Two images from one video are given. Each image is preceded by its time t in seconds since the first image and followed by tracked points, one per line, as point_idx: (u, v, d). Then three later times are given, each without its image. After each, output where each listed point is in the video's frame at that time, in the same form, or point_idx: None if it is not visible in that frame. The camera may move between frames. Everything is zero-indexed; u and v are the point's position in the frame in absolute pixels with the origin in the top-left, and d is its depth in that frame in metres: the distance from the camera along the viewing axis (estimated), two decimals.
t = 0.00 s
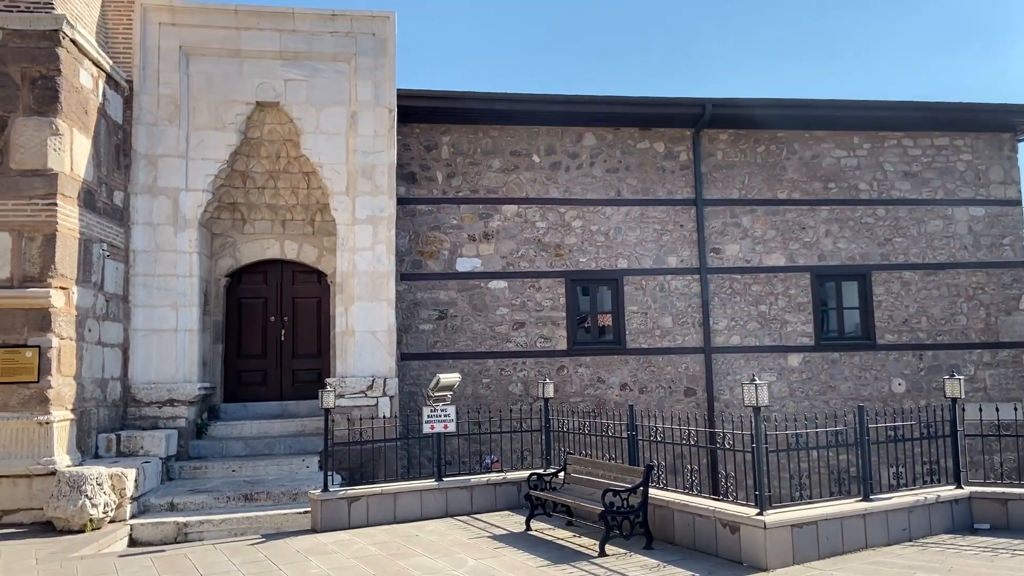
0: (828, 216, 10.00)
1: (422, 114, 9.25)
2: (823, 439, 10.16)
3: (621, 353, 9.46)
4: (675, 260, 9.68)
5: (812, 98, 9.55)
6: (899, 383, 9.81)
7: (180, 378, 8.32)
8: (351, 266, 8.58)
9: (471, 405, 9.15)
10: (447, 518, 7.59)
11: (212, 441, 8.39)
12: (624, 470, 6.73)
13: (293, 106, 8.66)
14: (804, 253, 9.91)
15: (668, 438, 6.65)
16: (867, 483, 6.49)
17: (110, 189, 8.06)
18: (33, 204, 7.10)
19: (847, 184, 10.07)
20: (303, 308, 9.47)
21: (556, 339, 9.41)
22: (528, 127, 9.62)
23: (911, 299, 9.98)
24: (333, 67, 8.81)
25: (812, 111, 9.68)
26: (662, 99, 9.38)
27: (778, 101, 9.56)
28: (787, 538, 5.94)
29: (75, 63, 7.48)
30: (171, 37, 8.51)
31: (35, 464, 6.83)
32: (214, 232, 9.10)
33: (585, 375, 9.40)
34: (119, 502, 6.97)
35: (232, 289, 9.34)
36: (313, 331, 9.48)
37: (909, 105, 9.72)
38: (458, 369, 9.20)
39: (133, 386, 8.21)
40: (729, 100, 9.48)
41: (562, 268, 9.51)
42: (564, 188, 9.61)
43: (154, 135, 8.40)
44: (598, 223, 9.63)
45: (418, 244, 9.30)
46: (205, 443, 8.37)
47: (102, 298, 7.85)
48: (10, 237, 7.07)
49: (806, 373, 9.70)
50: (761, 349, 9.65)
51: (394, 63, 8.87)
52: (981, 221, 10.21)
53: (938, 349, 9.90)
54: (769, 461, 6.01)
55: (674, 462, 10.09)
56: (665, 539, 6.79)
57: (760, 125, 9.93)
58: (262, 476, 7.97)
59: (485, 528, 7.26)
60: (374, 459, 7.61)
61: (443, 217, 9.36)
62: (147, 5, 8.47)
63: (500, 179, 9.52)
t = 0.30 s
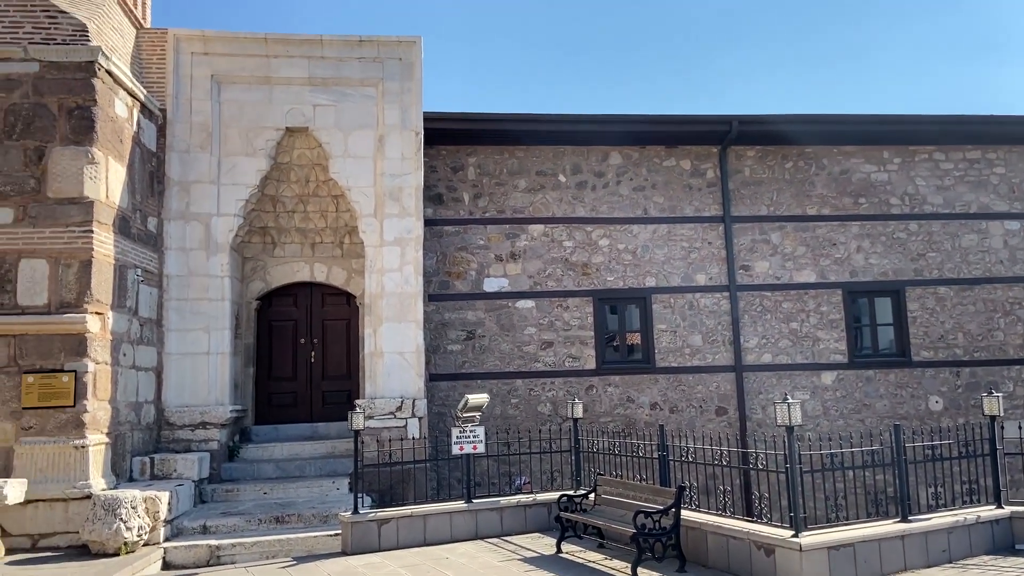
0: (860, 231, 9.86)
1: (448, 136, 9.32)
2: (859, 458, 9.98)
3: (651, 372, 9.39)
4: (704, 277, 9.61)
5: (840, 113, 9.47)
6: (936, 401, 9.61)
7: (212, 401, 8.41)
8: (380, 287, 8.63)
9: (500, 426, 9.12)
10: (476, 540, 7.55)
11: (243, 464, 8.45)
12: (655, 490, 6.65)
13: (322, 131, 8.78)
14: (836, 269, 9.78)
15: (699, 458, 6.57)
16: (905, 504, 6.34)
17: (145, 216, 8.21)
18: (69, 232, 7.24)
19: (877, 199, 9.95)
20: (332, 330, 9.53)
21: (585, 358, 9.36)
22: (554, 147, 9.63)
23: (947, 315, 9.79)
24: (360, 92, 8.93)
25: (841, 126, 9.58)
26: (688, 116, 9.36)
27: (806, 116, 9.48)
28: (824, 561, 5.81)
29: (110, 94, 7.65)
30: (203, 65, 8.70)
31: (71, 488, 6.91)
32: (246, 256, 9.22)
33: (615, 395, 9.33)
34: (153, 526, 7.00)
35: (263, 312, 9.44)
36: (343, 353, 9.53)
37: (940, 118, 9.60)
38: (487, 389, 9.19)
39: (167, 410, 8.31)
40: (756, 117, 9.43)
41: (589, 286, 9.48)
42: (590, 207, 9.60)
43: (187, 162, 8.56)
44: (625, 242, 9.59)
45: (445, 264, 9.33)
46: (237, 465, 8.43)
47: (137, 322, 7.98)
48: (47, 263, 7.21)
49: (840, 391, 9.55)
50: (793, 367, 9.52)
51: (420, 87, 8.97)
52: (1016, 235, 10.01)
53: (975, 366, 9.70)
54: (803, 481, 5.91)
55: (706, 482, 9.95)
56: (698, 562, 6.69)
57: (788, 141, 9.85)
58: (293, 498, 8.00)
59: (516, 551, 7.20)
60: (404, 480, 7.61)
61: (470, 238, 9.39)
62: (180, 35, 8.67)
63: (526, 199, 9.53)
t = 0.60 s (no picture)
0: (897, 250, 9.70)
1: (479, 161, 9.37)
2: (903, 482, 9.75)
3: (687, 395, 9.28)
4: (739, 298, 9.51)
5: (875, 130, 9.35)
6: (981, 422, 9.37)
7: (249, 428, 8.48)
8: (413, 312, 8.67)
9: (534, 451, 9.06)
10: (512, 566, 7.47)
11: (279, 490, 8.49)
12: (692, 516, 6.54)
13: (355, 159, 8.90)
14: (874, 288, 9.62)
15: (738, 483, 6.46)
16: (952, 528, 6.16)
17: (183, 245, 8.35)
18: (109, 262, 7.38)
19: (915, 216, 9.79)
20: (366, 356, 9.58)
21: (619, 381, 9.28)
22: (585, 170, 9.64)
23: (990, 333, 9.58)
24: (392, 119, 9.05)
25: (875, 144, 9.47)
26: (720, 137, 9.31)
27: (839, 134, 9.38)
28: None
29: (150, 127, 7.83)
30: (239, 97, 8.89)
31: (112, 515, 6.95)
32: (281, 283, 9.33)
33: (650, 418, 9.23)
34: (191, 553, 7.02)
35: (299, 338, 9.53)
36: (377, 378, 9.57)
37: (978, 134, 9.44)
38: (521, 414, 9.14)
39: (204, 436, 8.40)
40: (788, 136, 9.36)
41: (622, 309, 9.43)
42: (622, 229, 9.57)
43: (224, 192, 8.72)
44: (658, 263, 9.53)
45: (477, 288, 9.35)
46: (273, 492, 8.46)
47: (175, 350, 8.09)
48: (88, 293, 7.34)
49: (881, 413, 9.35)
50: (832, 389, 9.35)
51: (451, 113, 9.07)
52: None
53: (1021, 386, 9.45)
54: (845, 506, 5.78)
55: (745, 507, 9.78)
56: None
57: (822, 160, 9.75)
58: (328, 524, 8.00)
59: None
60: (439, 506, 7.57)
61: (502, 261, 9.40)
62: (216, 68, 8.87)
63: (557, 222, 9.53)
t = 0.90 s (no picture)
0: (940, 270, 9.53)
1: (513, 188, 9.43)
2: (951, 508, 9.49)
3: (727, 420, 9.16)
4: (778, 321, 9.40)
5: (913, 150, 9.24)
6: None
7: (288, 455, 8.55)
8: (449, 338, 8.70)
9: (572, 477, 8.99)
10: None
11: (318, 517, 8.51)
12: (736, 543, 6.43)
13: (391, 187, 9.02)
14: (917, 309, 9.44)
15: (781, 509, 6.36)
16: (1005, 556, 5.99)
17: (224, 275, 8.51)
18: (153, 293, 7.51)
19: (957, 236, 9.62)
20: (403, 382, 9.63)
21: (656, 406, 9.19)
22: (618, 195, 9.64)
23: None
24: (427, 148, 9.16)
25: (914, 163, 9.34)
26: (755, 159, 9.26)
27: (876, 154, 9.27)
28: None
29: (192, 160, 8.02)
30: (278, 130, 9.10)
31: (156, 543, 6.99)
32: (319, 311, 9.45)
33: (689, 444, 9.11)
34: None
35: (336, 366, 9.61)
36: (414, 405, 9.60)
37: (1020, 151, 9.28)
38: (558, 439, 9.09)
39: (245, 464, 8.49)
40: (824, 157, 9.28)
41: (659, 333, 9.36)
42: (657, 253, 9.53)
43: (264, 222, 8.89)
44: (693, 286, 9.47)
45: (513, 314, 9.37)
46: (312, 520, 8.49)
47: (216, 378, 8.21)
48: (133, 324, 7.48)
49: (927, 437, 9.13)
50: (876, 413, 9.17)
51: (484, 141, 9.16)
52: None
53: None
54: (892, 532, 5.66)
55: (788, 534, 9.58)
56: None
57: (859, 180, 9.65)
58: (367, 552, 7.99)
59: None
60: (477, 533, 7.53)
61: (537, 287, 9.42)
62: (256, 102, 9.11)
63: (592, 247, 9.53)
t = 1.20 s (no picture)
0: (988, 292, 9.31)
1: (549, 216, 9.44)
2: (1007, 538, 9.18)
3: (771, 448, 8.97)
4: (821, 346, 9.23)
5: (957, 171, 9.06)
6: None
7: (328, 486, 8.58)
8: (487, 367, 8.68)
9: (613, 508, 8.86)
10: None
11: (358, 549, 8.49)
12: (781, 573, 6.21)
13: (427, 217, 9.09)
14: (965, 333, 9.22)
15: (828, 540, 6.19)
16: None
17: (265, 306, 8.61)
18: (196, 325, 7.60)
19: (1005, 258, 9.41)
20: (441, 412, 9.62)
21: (698, 435, 9.05)
22: (655, 220, 9.59)
23: None
24: (462, 177, 9.23)
25: (959, 185, 9.17)
26: (794, 182, 9.16)
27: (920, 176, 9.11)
28: None
29: (233, 194, 8.16)
30: (317, 163, 9.27)
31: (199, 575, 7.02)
32: (357, 341, 9.51)
33: (733, 473, 8.94)
34: None
35: (375, 395, 9.65)
36: (452, 434, 9.58)
37: None
38: (598, 469, 8.98)
39: (286, 494, 8.53)
40: (865, 179, 9.15)
41: (699, 359, 9.24)
42: (696, 278, 9.44)
43: (303, 254, 9.03)
44: (733, 312, 9.35)
45: (550, 342, 9.32)
46: (352, 551, 8.47)
47: (258, 409, 8.29)
48: (177, 356, 7.56)
49: (980, 465, 8.86)
50: (926, 440, 8.93)
51: (520, 169, 9.21)
52: None
53: None
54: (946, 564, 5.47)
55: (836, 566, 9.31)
56: None
57: (902, 202, 9.49)
58: None
59: None
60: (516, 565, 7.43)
61: (574, 314, 9.37)
62: (296, 137, 9.30)
63: (629, 273, 9.48)
